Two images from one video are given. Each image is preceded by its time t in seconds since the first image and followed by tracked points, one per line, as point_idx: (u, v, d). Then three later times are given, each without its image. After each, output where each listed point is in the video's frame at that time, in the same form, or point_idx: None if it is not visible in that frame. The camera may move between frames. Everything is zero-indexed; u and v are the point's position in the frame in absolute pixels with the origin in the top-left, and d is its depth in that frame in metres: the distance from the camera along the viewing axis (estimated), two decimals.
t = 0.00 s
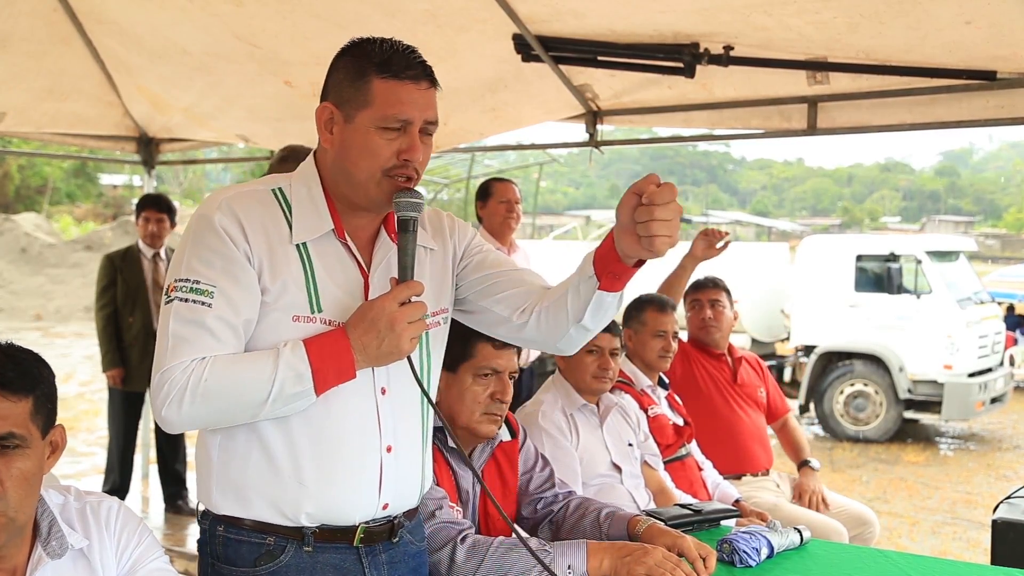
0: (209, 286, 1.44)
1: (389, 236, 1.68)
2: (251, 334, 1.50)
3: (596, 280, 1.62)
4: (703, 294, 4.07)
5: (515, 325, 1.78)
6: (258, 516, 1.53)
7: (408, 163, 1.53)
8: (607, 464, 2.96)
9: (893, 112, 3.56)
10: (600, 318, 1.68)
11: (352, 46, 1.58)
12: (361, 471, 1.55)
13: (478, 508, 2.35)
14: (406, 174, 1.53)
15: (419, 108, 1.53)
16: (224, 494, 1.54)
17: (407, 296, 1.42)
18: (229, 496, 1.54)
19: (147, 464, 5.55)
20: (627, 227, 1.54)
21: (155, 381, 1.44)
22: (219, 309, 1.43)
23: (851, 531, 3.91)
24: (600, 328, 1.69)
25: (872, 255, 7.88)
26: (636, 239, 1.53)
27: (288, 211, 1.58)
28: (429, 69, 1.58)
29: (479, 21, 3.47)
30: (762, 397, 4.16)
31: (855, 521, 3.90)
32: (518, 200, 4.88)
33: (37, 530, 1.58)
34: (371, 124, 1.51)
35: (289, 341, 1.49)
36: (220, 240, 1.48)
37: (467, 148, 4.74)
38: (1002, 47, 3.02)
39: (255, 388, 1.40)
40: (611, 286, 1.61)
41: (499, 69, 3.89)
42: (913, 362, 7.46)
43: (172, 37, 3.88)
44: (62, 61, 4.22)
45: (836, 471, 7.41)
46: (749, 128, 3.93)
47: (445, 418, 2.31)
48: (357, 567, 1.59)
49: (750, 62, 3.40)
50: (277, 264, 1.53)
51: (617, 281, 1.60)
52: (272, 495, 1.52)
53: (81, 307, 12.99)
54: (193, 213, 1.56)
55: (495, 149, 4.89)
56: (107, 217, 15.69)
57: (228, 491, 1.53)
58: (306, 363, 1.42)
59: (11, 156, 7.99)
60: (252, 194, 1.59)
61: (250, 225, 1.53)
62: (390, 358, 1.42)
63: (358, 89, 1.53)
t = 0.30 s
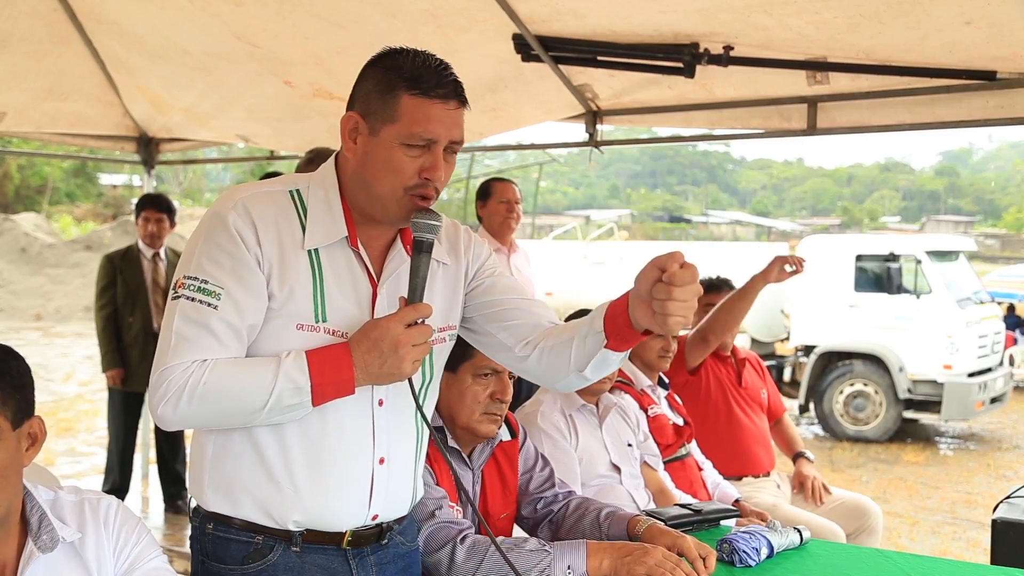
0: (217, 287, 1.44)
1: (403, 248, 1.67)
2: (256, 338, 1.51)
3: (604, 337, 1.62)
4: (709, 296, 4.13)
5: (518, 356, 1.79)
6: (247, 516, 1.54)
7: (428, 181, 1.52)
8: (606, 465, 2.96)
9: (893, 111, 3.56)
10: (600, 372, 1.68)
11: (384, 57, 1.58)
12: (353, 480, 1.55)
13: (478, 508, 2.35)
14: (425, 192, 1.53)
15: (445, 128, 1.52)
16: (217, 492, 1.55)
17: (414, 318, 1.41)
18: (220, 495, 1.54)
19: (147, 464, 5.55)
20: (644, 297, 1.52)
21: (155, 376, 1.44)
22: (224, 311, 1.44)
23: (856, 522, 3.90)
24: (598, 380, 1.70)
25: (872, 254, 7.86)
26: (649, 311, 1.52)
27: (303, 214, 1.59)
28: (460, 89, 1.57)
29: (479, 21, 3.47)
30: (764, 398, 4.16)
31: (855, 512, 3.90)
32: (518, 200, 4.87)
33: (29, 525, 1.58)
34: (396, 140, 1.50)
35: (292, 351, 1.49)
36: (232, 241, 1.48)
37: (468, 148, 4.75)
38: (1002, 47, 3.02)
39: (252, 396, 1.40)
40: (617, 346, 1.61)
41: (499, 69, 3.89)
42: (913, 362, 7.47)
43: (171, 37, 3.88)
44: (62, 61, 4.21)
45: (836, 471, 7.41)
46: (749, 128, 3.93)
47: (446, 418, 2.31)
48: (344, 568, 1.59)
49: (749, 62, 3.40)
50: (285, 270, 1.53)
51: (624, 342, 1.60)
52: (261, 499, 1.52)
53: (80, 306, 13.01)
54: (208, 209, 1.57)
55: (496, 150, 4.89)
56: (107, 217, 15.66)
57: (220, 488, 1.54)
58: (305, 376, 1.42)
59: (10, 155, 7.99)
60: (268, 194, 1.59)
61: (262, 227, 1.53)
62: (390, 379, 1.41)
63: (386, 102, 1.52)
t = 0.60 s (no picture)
0: (222, 300, 1.43)
1: (411, 262, 1.68)
2: (259, 349, 1.50)
3: (571, 382, 1.68)
4: (746, 307, 4.09)
5: (499, 389, 1.83)
6: (243, 521, 1.53)
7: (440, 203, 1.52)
8: (607, 465, 2.96)
9: (893, 111, 3.56)
10: (568, 413, 1.74)
11: (405, 73, 1.56)
12: (348, 491, 1.56)
13: (478, 508, 2.35)
14: (434, 213, 1.53)
15: (461, 150, 1.52)
16: (212, 495, 1.54)
17: (420, 341, 1.46)
18: (215, 499, 1.54)
19: (147, 463, 5.54)
20: (606, 349, 1.59)
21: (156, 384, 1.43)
22: (229, 325, 1.43)
23: (857, 520, 3.89)
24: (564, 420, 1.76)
25: (872, 254, 7.87)
26: (610, 362, 1.59)
27: (309, 222, 1.58)
28: (477, 112, 1.57)
29: (479, 21, 3.47)
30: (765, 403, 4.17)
31: (856, 510, 3.89)
32: (519, 200, 4.87)
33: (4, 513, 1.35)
34: (411, 161, 1.49)
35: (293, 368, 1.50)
36: (238, 252, 1.47)
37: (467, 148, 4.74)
38: (1002, 46, 3.02)
39: (254, 413, 1.41)
40: (583, 391, 1.67)
41: (499, 69, 3.89)
42: (913, 362, 7.47)
43: (171, 37, 3.88)
44: (61, 61, 4.21)
45: (837, 471, 7.42)
46: (749, 128, 3.93)
47: (446, 419, 2.31)
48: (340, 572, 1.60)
49: (750, 62, 3.40)
50: (291, 282, 1.52)
51: (590, 389, 1.67)
52: (256, 507, 1.52)
53: (81, 306, 13.04)
54: (214, 213, 1.55)
55: (496, 150, 4.89)
56: (107, 217, 15.67)
57: (216, 493, 1.54)
58: (308, 396, 1.43)
59: (10, 155, 8.01)
60: (275, 202, 1.57)
61: (270, 238, 1.52)
62: (394, 402, 1.44)
63: (404, 120, 1.51)
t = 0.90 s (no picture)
0: (230, 305, 1.41)
1: (385, 237, 1.72)
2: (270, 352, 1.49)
3: (468, 372, 1.83)
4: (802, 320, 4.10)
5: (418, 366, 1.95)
6: (284, 527, 1.51)
7: (424, 157, 1.56)
8: (607, 465, 2.96)
9: (894, 111, 3.56)
10: (466, 403, 1.89)
11: (356, 43, 1.58)
12: (381, 474, 1.57)
13: (478, 508, 2.35)
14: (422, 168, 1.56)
15: (430, 104, 1.57)
16: (241, 510, 1.51)
17: (428, 303, 1.48)
18: (247, 512, 1.51)
19: (147, 463, 5.55)
20: (495, 344, 1.74)
21: (180, 408, 1.40)
22: (244, 328, 1.41)
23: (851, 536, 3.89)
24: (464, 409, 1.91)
25: (872, 254, 7.88)
26: (497, 355, 1.74)
27: (290, 221, 1.56)
28: (428, 65, 1.62)
29: (479, 21, 3.47)
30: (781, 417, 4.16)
31: (855, 528, 3.88)
32: (520, 200, 4.87)
33: None
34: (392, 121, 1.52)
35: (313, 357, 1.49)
36: (237, 257, 1.45)
37: (468, 148, 4.75)
38: (1002, 47, 3.02)
39: (290, 407, 1.40)
40: (479, 380, 1.83)
41: (499, 69, 3.89)
42: (913, 362, 7.47)
43: (171, 37, 3.88)
44: (61, 61, 4.21)
45: (837, 471, 7.42)
46: (749, 128, 3.93)
47: (446, 420, 2.30)
48: (374, 569, 1.60)
49: (750, 62, 3.40)
50: (294, 277, 1.52)
51: (485, 379, 1.82)
52: (295, 509, 1.50)
53: (81, 306, 13.05)
54: (193, 228, 1.51)
55: (496, 150, 4.89)
56: (107, 217, 15.68)
57: (246, 507, 1.50)
58: (338, 378, 1.43)
59: (10, 155, 8.01)
60: (254, 205, 1.55)
61: (262, 239, 1.50)
62: (417, 366, 1.47)
63: (371, 86, 1.53)
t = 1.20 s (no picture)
0: (255, 308, 1.40)
1: (372, 234, 1.72)
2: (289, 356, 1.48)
3: (464, 362, 1.88)
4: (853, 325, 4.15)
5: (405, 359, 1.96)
6: (298, 532, 1.50)
7: (416, 148, 1.59)
8: (607, 465, 2.96)
9: (893, 111, 3.56)
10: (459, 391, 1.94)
11: (342, 36, 1.57)
12: (391, 471, 1.58)
13: (478, 508, 2.34)
14: (414, 158, 1.59)
15: (418, 94, 1.60)
16: (254, 516, 1.48)
17: (437, 297, 1.53)
18: (260, 519, 1.49)
19: (147, 464, 5.55)
20: (499, 334, 1.79)
21: (208, 416, 1.37)
22: (271, 329, 1.40)
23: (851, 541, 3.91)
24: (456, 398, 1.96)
25: (872, 255, 7.89)
26: (501, 344, 1.80)
27: (294, 221, 1.55)
28: (409, 55, 1.64)
29: (479, 21, 3.47)
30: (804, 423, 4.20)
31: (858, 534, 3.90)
32: (521, 202, 4.90)
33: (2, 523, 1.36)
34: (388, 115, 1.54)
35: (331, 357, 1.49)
36: (256, 259, 1.44)
37: (468, 148, 4.74)
38: (1002, 47, 3.02)
39: (321, 406, 1.40)
40: (475, 369, 1.88)
41: (499, 69, 3.90)
42: (913, 362, 7.47)
43: (171, 37, 3.88)
44: (61, 61, 4.21)
45: (837, 471, 7.43)
46: (749, 128, 3.93)
47: (445, 419, 2.29)
48: (378, 567, 1.61)
49: (750, 62, 3.40)
50: (307, 278, 1.51)
51: (481, 367, 1.88)
52: (310, 512, 1.50)
53: (81, 306, 13.04)
54: (204, 232, 1.47)
55: (496, 149, 4.89)
56: (107, 217, 15.68)
57: (259, 514, 1.48)
58: (361, 374, 1.44)
59: (9, 155, 8.01)
60: (261, 207, 1.53)
61: (278, 240, 1.49)
62: (430, 359, 1.52)
63: (364, 79, 1.54)
